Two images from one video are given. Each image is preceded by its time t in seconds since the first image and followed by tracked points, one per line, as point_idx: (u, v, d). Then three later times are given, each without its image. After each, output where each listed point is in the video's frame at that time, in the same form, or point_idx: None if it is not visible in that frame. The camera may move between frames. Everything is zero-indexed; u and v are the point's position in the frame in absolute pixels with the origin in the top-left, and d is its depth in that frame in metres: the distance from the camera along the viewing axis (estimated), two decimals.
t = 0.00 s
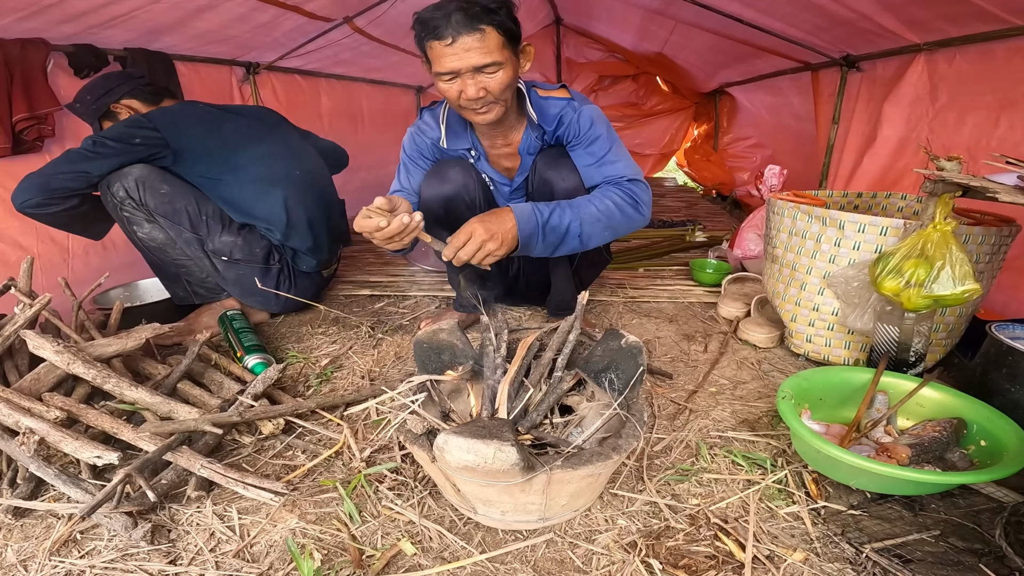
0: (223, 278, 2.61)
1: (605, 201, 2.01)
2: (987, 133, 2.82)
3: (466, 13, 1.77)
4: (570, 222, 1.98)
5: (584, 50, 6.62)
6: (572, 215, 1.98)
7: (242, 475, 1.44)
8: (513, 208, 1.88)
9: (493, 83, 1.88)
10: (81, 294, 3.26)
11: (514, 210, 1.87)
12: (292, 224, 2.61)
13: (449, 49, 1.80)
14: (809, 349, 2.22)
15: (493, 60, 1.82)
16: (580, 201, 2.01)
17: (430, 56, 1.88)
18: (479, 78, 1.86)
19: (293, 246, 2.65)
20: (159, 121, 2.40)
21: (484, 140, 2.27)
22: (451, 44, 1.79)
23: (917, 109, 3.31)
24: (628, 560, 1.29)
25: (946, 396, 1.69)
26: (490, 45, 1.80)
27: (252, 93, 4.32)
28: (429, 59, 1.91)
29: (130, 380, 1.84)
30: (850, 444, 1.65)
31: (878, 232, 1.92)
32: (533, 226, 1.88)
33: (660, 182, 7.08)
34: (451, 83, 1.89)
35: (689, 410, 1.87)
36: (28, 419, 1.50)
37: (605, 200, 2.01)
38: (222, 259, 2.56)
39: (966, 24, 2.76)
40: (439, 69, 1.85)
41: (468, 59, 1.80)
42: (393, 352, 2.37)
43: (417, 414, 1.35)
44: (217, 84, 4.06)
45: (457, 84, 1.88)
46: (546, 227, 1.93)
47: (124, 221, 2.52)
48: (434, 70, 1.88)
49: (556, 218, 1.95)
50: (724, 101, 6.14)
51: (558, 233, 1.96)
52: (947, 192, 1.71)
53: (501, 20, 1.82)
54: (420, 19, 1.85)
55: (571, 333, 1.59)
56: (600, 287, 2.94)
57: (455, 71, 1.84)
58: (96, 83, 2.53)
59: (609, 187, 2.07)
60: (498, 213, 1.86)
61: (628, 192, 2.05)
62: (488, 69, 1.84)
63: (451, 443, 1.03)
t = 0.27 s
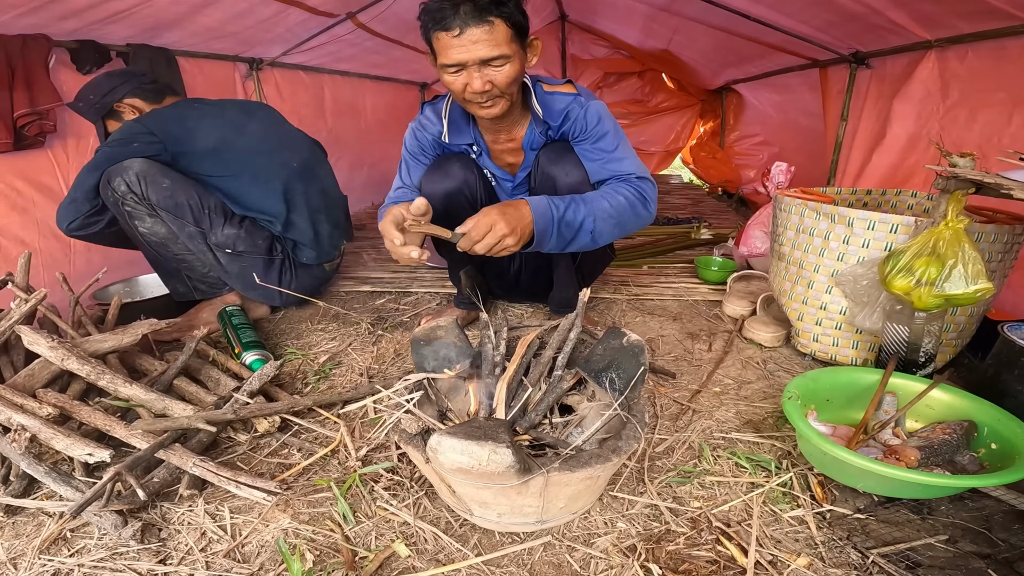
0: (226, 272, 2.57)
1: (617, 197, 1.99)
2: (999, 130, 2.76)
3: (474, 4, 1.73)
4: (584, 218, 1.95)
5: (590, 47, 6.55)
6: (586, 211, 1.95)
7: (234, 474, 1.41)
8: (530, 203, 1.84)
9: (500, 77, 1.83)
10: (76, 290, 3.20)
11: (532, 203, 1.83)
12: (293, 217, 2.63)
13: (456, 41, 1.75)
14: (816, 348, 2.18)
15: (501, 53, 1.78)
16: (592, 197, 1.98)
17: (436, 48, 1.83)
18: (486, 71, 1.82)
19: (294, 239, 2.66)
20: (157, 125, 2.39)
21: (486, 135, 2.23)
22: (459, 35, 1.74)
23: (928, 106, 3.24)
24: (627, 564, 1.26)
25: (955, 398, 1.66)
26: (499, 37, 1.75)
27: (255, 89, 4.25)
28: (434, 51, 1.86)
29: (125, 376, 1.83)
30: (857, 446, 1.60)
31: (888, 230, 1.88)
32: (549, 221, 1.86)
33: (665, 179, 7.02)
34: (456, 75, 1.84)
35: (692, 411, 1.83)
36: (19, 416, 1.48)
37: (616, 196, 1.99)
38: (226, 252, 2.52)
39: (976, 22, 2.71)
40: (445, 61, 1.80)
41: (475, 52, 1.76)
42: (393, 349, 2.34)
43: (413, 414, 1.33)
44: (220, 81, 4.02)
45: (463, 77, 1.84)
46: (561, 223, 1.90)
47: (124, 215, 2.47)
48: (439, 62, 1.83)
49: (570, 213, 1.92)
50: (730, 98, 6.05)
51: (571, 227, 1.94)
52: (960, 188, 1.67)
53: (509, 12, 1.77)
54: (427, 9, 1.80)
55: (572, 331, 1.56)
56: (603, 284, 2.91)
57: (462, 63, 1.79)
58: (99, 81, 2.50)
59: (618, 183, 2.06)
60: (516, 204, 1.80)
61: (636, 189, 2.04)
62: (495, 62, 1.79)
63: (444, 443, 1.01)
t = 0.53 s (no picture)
0: (238, 261, 2.57)
1: (626, 204, 1.95)
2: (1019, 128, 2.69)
3: None
4: (599, 230, 1.90)
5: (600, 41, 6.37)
6: (599, 224, 1.90)
7: (233, 469, 1.43)
8: (546, 220, 1.79)
9: (517, 71, 1.80)
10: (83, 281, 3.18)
11: (548, 222, 1.78)
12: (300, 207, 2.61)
13: (477, 32, 1.69)
14: (825, 349, 2.14)
15: (520, 48, 1.73)
16: (602, 205, 1.93)
17: (453, 40, 1.78)
18: (504, 65, 1.77)
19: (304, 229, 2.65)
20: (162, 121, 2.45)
21: (495, 129, 2.20)
22: (480, 26, 1.68)
23: (946, 103, 3.15)
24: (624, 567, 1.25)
25: (967, 403, 1.61)
26: (520, 32, 1.71)
27: (265, 83, 4.25)
28: (451, 43, 1.82)
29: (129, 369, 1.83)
30: (865, 450, 1.57)
31: (903, 229, 1.84)
32: (567, 240, 1.81)
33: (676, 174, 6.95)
34: (473, 68, 1.79)
35: (696, 411, 1.81)
36: (24, 409, 1.49)
37: (625, 203, 1.96)
38: (238, 241, 2.52)
39: (998, 19, 2.64)
40: (463, 52, 1.75)
41: (493, 46, 1.71)
42: (396, 344, 2.33)
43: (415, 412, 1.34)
44: (231, 74, 3.99)
45: (479, 70, 1.79)
46: (577, 238, 1.85)
47: (139, 205, 2.48)
48: (456, 53, 1.78)
49: (585, 227, 1.87)
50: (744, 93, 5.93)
51: (586, 241, 1.89)
52: (976, 189, 1.62)
53: (531, 6, 1.73)
54: None
55: (575, 329, 1.53)
56: (610, 281, 2.88)
57: (479, 56, 1.74)
58: (105, 84, 2.54)
59: (625, 186, 2.03)
60: (532, 222, 1.76)
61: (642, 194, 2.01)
62: (513, 56, 1.75)
63: (439, 443, 1.00)
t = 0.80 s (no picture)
0: (243, 255, 2.58)
1: (642, 203, 1.93)
2: None
3: None
4: (614, 229, 1.89)
5: (614, 36, 6.16)
6: (615, 223, 1.88)
7: (240, 464, 1.48)
8: (564, 218, 1.78)
9: (539, 66, 1.77)
10: (97, 274, 3.21)
11: (565, 221, 1.78)
12: (303, 200, 2.59)
13: (501, 25, 1.67)
14: (839, 349, 2.10)
15: (544, 43, 1.71)
16: (618, 204, 1.91)
17: (474, 32, 1.76)
18: (526, 59, 1.75)
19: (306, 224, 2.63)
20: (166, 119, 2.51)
21: (510, 123, 2.17)
22: (505, 19, 1.66)
23: (969, 99, 3.07)
24: (628, 567, 1.25)
25: (984, 405, 1.57)
26: (545, 26, 1.69)
27: (279, 77, 4.25)
28: (472, 35, 1.79)
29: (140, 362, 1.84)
30: (876, 453, 1.54)
31: (922, 228, 1.79)
32: (583, 239, 1.80)
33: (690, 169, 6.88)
34: (494, 61, 1.77)
35: (705, 411, 1.79)
36: (34, 402, 1.51)
37: (641, 203, 1.93)
38: (241, 235, 2.53)
39: None
40: (485, 45, 1.73)
41: (516, 40, 1.69)
42: (405, 338, 2.33)
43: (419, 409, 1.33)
44: (244, 68, 4.01)
45: (501, 63, 1.77)
46: (594, 237, 1.84)
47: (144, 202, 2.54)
48: (477, 46, 1.76)
49: (600, 226, 1.85)
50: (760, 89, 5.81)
51: (601, 240, 1.88)
52: (999, 187, 1.58)
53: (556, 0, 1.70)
54: None
55: (583, 326, 1.50)
56: (620, 277, 2.85)
57: (502, 49, 1.71)
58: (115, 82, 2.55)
59: (642, 185, 2.01)
60: (548, 221, 1.75)
61: (658, 193, 1.99)
62: (536, 51, 1.73)
63: (443, 442, 0.99)
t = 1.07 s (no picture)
0: (255, 246, 2.59)
1: (669, 200, 1.95)
2: None
3: None
4: (643, 224, 1.89)
5: (629, 29, 5.90)
6: (644, 219, 1.89)
7: (248, 458, 1.47)
8: (597, 213, 1.78)
9: (560, 56, 1.73)
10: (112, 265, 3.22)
11: (600, 215, 1.77)
12: (314, 190, 2.63)
13: (522, 13, 1.62)
14: (864, 346, 2.03)
15: (566, 32, 1.66)
16: (647, 200, 1.91)
17: (494, 21, 1.71)
18: (546, 49, 1.71)
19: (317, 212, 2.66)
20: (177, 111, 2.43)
21: (528, 114, 2.12)
22: (526, 7, 1.60)
23: (997, 93, 3.00)
24: (643, 569, 1.20)
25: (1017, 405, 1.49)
26: (567, 15, 1.63)
27: (293, 71, 4.24)
28: (492, 24, 1.74)
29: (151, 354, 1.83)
30: (905, 453, 1.48)
31: (953, 222, 1.72)
32: (616, 233, 1.80)
33: (706, 163, 6.77)
34: (514, 50, 1.72)
35: (724, 408, 1.73)
36: (44, 393, 1.51)
37: (669, 199, 1.95)
38: (253, 225, 2.53)
39: None
40: (504, 34, 1.68)
41: (537, 29, 1.64)
42: (417, 331, 2.30)
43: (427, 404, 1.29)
44: (259, 61, 3.99)
45: (520, 52, 1.72)
46: (626, 230, 1.84)
47: (155, 193, 2.52)
48: (497, 35, 1.71)
49: (631, 220, 1.85)
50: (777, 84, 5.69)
51: (629, 235, 1.88)
52: None
53: None
54: None
55: (600, 320, 1.46)
56: (636, 271, 2.80)
57: (522, 39, 1.67)
58: (122, 80, 2.51)
59: (668, 181, 2.02)
60: (584, 213, 1.74)
61: (684, 189, 2.00)
62: (558, 40, 1.68)
63: (455, 439, 0.96)
